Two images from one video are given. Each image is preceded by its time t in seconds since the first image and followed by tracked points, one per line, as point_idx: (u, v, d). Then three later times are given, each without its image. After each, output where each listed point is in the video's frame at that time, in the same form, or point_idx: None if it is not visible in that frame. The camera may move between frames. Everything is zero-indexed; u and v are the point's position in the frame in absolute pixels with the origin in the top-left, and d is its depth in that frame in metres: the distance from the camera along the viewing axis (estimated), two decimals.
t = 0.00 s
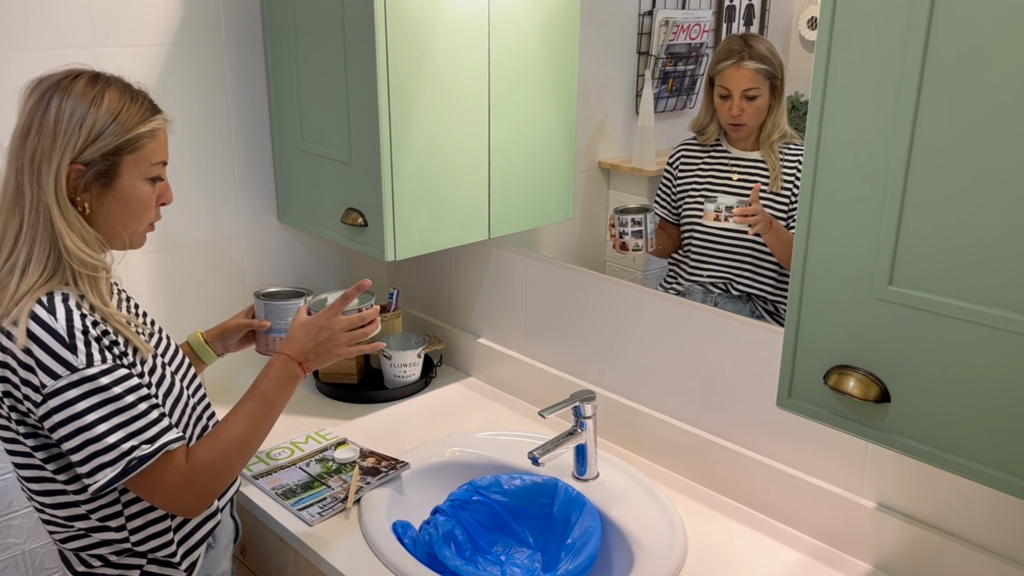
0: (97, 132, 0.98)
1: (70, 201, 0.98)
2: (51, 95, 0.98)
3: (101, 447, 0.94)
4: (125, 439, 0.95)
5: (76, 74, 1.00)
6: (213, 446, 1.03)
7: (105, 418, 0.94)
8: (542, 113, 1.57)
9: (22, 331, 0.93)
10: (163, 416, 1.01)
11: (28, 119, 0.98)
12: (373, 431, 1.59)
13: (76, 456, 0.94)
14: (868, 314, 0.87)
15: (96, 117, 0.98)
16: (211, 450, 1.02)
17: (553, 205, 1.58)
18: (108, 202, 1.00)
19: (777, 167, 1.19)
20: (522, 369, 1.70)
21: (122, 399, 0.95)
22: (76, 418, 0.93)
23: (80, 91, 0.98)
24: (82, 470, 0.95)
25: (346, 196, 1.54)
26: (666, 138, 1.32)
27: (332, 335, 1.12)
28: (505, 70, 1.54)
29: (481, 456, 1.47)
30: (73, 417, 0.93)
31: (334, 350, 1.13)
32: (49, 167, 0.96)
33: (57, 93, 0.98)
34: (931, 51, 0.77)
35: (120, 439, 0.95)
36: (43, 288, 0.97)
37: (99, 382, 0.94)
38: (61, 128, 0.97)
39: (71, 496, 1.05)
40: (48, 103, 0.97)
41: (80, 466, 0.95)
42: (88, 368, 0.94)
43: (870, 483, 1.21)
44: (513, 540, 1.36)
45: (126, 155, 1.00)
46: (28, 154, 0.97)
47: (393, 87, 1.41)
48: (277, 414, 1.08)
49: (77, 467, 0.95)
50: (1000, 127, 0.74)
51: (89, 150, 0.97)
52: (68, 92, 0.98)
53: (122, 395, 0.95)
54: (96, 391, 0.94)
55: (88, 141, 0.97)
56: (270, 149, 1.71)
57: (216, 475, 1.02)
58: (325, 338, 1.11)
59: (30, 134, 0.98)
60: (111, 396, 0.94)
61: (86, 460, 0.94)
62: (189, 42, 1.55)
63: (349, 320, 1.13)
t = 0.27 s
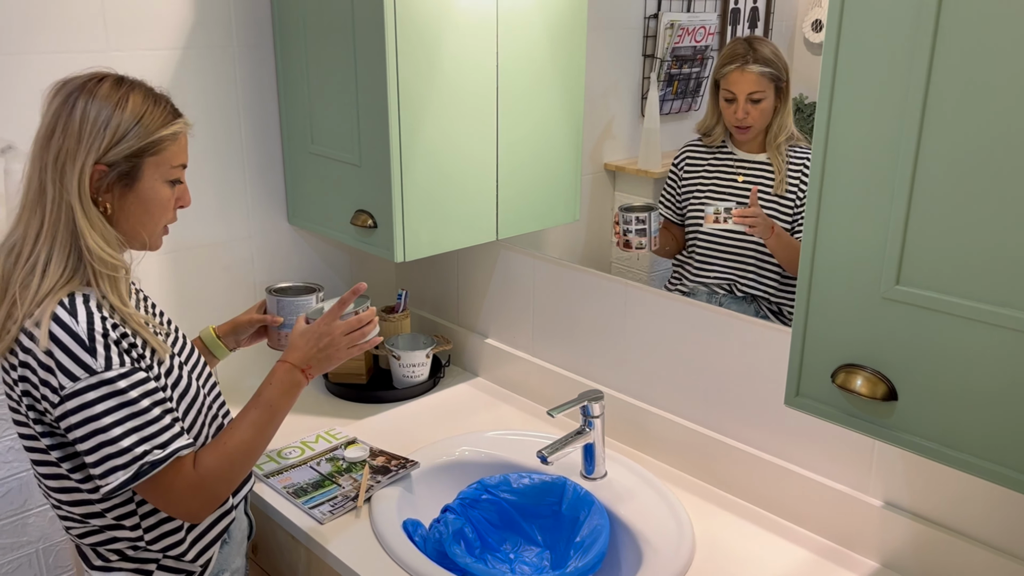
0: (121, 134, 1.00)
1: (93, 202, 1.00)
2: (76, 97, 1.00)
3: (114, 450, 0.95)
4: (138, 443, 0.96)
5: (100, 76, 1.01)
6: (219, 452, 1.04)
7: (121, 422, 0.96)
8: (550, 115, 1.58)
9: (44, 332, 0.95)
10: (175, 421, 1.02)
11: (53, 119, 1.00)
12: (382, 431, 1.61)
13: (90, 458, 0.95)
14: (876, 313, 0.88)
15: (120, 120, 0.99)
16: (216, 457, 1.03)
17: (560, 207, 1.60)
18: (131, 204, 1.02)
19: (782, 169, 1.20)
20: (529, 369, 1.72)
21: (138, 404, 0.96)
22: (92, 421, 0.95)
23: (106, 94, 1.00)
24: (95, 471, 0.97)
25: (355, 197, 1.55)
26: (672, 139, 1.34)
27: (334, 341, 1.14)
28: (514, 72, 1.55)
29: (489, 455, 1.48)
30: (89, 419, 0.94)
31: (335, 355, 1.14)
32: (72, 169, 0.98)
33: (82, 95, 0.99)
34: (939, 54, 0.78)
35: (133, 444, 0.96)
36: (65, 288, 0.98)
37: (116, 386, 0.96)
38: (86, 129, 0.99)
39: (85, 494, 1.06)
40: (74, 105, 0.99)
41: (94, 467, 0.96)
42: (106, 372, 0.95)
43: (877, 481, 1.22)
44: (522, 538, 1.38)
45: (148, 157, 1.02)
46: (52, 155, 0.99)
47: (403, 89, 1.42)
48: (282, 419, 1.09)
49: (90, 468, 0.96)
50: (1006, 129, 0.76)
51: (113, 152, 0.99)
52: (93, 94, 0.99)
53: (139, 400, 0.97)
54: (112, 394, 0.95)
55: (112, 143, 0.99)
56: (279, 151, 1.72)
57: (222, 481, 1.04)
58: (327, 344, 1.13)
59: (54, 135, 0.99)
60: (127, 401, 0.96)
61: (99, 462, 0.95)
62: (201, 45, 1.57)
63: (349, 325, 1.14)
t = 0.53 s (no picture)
0: (142, 137, 1.01)
1: (114, 203, 1.01)
2: (99, 99, 1.01)
3: (113, 455, 0.96)
4: (137, 449, 0.97)
5: (123, 79, 1.03)
6: (211, 461, 1.03)
7: (122, 427, 0.96)
8: (556, 116, 1.59)
9: (55, 333, 0.95)
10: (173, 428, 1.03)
11: (76, 121, 1.01)
12: (389, 430, 1.62)
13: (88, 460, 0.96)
14: (884, 311, 0.89)
15: (141, 123, 1.01)
16: (208, 466, 1.03)
17: (567, 207, 1.60)
18: (151, 207, 1.04)
19: (785, 172, 1.21)
20: (536, 369, 1.72)
21: (140, 411, 0.97)
22: (94, 424, 0.95)
23: (128, 96, 1.01)
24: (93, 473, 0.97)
25: (363, 199, 1.56)
26: (677, 140, 1.34)
27: (325, 348, 1.14)
28: (521, 74, 1.56)
29: (497, 455, 1.49)
30: (90, 422, 0.95)
31: (326, 360, 1.14)
32: (93, 171, 0.99)
33: (105, 98, 1.01)
34: (947, 56, 0.79)
35: (131, 449, 0.97)
36: (79, 288, 1.00)
37: (120, 391, 0.96)
38: (108, 131, 1.00)
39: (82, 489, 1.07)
40: (96, 108, 1.01)
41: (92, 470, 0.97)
42: (112, 377, 0.96)
43: (884, 479, 1.23)
44: (530, 536, 1.39)
45: (168, 159, 1.04)
46: (74, 156, 1.00)
47: (412, 91, 1.43)
48: (273, 426, 1.09)
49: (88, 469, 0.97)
50: (1013, 128, 0.77)
51: (134, 155, 1.01)
52: (116, 97, 1.01)
53: (141, 406, 0.98)
54: (116, 399, 0.96)
55: (134, 146, 1.01)
56: (287, 152, 1.73)
57: (213, 489, 1.03)
58: (318, 351, 1.13)
59: (76, 136, 1.01)
60: (130, 407, 0.96)
61: (96, 466, 0.96)
62: (210, 48, 1.58)
63: (340, 331, 1.15)
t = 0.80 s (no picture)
0: (159, 141, 1.02)
1: (127, 205, 1.02)
2: (120, 102, 1.03)
3: (103, 451, 0.96)
4: (127, 446, 0.97)
5: (146, 84, 1.04)
6: (198, 465, 1.04)
7: (114, 424, 0.97)
8: (561, 117, 1.60)
9: (58, 326, 0.96)
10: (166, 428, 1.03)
11: (96, 122, 1.03)
12: (396, 430, 1.62)
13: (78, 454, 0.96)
14: (890, 309, 0.90)
15: (160, 127, 1.02)
16: (190, 471, 1.03)
17: (571, 208, 1.61)
18: (164, 209, 1.05)
19: (785, 173, 1.22)
20: (541, 369, 1.73)
21: (134, 409, 0.98)
22: (87, 419, 0.96)
23: (149, 101, 1.03)
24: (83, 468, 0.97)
25: (370, 199, 1.57)
26: (679, 141, 1.35)
27: (317, 360, 1.15)
28: (526, 75, 1.57)
29: (504, 454, 1.49)
30: (83, 417, 0.96)
31: (318, 373, 1.15)
32: (109, 171, 1.00)
33: (126, 101, 1.02)
34: (952, 56, 0.80)
35: (121, 447, 0.97)
36: (86, 284, 1.01)
37: (116, 388, 0.97)
38: (126, 134, 1.01)
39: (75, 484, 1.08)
40: (116, 109, 1.02)
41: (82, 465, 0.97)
42: (108, 374, 0.97)
43: (889, 477, 1.23)
44: (537, 535, 1.39)
45: (183, 164, 1.04)
46: (91, 156, 1.02)
47: (418, 92, 1.44)
48: (262, 435, 1.10)
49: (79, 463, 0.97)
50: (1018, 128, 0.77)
51: (150, 158, 1.02)
52: (137, 100, 1.02)
53: (135, 405, 0.98)
54: (111, 396, 0.96)
55: (151, 149, 1.02)
56: (293, 154, 1.74)
57: (197, 493, 1.04)
58: (311, 362, 1.14)
59: (95, 137, 1.02)
60: (124, 405, 0.97)
61: (85, 461, 0.96)
62: (217, 50, 1.59)
63: (333, 345, 1.16)
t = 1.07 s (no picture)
0: (169, 142, 1.03)
1: (136, 204, 1.02)
2: (131, 102, 1.03)
3: (108, 453, 0.96)
4: (132, 449, 0.97)
5: (158, 85, 1.05)
6: (199, 481, 1.04)
7: (120, 426, 0.96)
8: (562, 118, 1.61)
9: (69, 327, 0.96)
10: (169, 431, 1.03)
11: (107, 122, 1.03)
12: (398, 430, 1.63)
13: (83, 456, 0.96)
14: (892, 307, 0.90)
15: (170, 128, 1.03)
16: (199, 485, 1.04)
17: (572, 209, 1.62)
18: (172, 209, 1.06)
19: (785, 171, 1.22)
20: (543, 369, 1.74)
21: (140, 412, 0.97)
22: (94, 420, 0.96)
23: (160, 102, 1.04)
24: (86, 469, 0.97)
25: (372, 200, 1.57)
26: (679, 141, 1.35)
27: (325, 404, 1.12)
28: (527, 76, 1.58)
29: (506, 454, 1.50)
30: (91, 419, 0.96)
31: (326, 416, 1.12)
32: (120, 171, 1.01)
33: (137, 101, 1.03)
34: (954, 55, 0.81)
35: (126, 449, 0.97)
36: (95, 284, 1.01)
37: (124, 390, 0.97)
38: (138, 135, 1.02)
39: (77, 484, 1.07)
40: (128, 110, 1.02)
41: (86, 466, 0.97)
42: (118, 375, 0.97)
43: (891, 476, 1.24)
44: (539, 535, 1.40)
45: (192, 165, 1.05)
46: (101, 155, 1.02)
47: (420, 93, 1.44)
48: (259, 468, 1.09)
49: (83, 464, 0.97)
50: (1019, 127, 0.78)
51: (161, 159, 1.03)
52: (148, 101, 1.03)
53: (141, 408, 0.98)
54: (118, 398, 0.96)
55: (161, 150, 1.03)
56: (294, 155, 1.75)
57: (192, 508, 1.04)
58: (319, 406, 1.11)
59: (106, 137, 1.03)
60: (132, 407, 0.96)
61: (89, 462, 0.96)
62: (219, 51, 1.59)
63: (344, 392, 1.13)
